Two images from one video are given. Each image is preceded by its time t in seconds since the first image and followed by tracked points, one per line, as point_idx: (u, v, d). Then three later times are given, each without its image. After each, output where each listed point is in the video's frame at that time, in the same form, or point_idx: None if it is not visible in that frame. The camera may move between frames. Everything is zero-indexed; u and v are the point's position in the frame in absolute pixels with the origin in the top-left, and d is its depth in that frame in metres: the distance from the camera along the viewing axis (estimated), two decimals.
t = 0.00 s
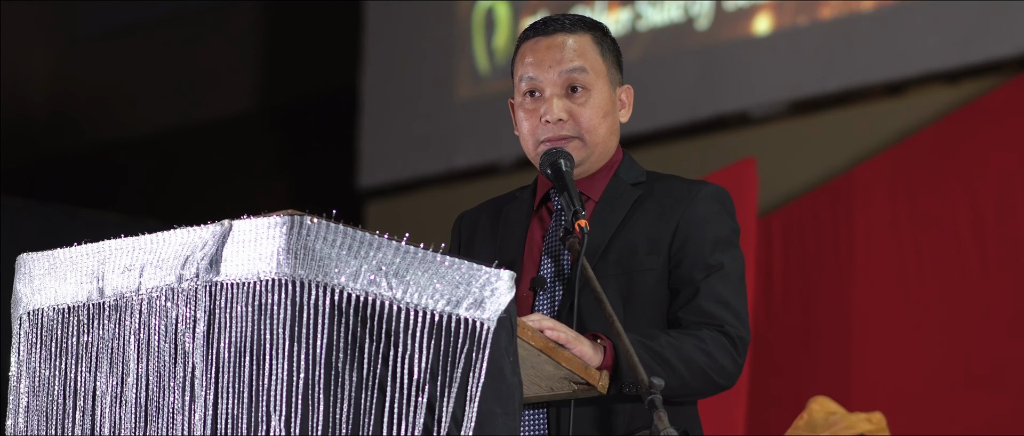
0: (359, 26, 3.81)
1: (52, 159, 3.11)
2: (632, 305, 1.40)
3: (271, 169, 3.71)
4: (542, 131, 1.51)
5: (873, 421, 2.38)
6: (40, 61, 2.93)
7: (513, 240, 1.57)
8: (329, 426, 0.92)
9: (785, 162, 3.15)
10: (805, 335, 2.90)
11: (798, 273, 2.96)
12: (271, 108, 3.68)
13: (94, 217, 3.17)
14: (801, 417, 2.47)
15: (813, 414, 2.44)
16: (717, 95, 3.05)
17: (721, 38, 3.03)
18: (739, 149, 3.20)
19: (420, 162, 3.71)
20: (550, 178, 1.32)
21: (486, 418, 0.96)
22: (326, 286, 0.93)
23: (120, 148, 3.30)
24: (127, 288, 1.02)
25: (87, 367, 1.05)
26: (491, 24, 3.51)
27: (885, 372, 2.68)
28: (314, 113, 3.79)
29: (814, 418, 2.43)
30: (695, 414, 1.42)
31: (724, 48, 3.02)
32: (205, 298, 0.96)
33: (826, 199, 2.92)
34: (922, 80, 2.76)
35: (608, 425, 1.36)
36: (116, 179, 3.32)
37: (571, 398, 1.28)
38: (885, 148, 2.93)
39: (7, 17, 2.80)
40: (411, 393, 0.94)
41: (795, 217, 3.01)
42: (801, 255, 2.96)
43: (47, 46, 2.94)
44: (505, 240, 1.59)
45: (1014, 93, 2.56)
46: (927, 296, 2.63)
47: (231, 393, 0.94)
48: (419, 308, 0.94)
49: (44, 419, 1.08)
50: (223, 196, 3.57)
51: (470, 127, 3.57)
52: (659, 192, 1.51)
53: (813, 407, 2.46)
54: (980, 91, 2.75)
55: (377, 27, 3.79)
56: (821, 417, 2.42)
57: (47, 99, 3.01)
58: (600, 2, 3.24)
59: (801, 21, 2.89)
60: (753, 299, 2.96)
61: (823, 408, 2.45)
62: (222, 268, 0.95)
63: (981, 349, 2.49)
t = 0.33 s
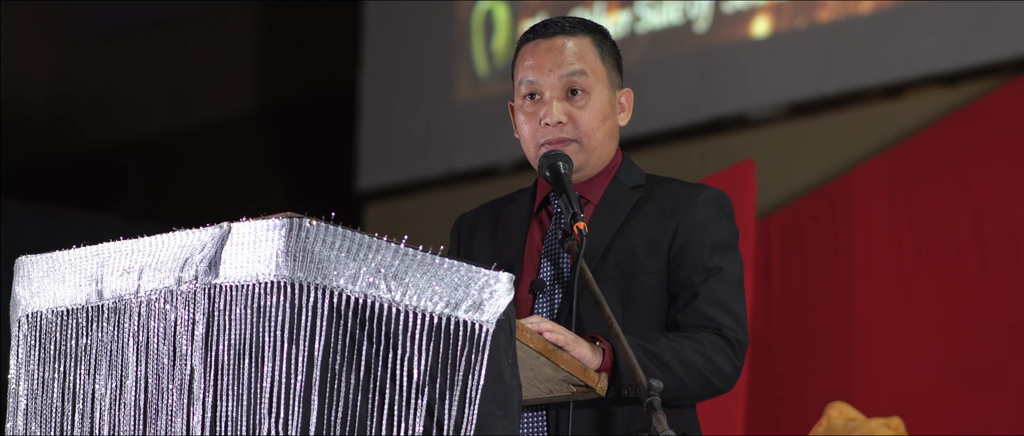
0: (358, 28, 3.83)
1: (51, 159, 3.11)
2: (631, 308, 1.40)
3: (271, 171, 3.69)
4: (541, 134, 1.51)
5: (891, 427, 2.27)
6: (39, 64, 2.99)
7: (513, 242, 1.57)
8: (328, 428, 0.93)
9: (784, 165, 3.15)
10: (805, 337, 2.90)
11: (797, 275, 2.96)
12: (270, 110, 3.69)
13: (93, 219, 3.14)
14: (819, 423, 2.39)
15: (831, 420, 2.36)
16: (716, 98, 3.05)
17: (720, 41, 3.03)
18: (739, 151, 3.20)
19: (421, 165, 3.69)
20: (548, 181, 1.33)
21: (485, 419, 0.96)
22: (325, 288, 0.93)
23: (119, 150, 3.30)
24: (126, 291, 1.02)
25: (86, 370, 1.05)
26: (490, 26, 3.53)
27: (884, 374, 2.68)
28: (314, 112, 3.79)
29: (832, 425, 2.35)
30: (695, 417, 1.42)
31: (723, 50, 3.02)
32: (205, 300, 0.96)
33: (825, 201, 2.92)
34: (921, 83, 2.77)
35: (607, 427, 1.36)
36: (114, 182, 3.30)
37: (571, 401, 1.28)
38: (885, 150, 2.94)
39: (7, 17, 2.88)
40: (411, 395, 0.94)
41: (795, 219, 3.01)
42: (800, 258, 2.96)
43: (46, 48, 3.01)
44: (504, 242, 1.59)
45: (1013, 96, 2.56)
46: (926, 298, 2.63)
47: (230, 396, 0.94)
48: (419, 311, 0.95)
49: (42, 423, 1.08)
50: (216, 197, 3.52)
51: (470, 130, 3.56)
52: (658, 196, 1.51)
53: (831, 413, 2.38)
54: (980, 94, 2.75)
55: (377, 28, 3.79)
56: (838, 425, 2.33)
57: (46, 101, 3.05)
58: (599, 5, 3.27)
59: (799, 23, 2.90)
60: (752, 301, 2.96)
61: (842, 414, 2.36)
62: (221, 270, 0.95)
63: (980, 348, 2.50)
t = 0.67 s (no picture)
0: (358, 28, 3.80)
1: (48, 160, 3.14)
2: (631, 310, 1.40)
3: (269, 174, 3.63)
4: (543, 138, 1.51)
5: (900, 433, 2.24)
6: (39, 67, 3.04)
7: (512, 244, 1.58)
8: (328, 431, 0.93)
9: (783, 166, 3.15)
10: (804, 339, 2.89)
11: (796, 276, 2.96)
12: (270, 111, 3.64)
13: (92, 221, 3.12)
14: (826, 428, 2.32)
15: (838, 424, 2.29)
16: (715, 100, 3.06)
17: (720, 43, 3.03)
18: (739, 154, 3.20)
19: (420, 167, 3.71)
20: (548, 183, 1.33)
21: (485, 421, 0.96)
22: (325, 291, 0.93)
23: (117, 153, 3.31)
24: (126, 294, 1.02)
25: (86, 372, 1.05)
26: (490, 28, 3.54)
27: (885, 375, 2.68)
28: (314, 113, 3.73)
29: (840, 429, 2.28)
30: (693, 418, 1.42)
31: (723, 53, 3.02)
32: (205, 302, 0.96)
33: (825, 202, 2.92)
34: (921, 85, 2.77)
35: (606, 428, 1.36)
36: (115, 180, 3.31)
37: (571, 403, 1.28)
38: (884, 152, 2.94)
39: (6, 20, 2.93)
40: (411, 397, 0.94)
41: (795, 221, 3.00)
42: (800, 259, 2.96)
43: (44, 50, 3.05)
44: (503, 244, 1.59)
45: (1013, 98, 2.57)
46: (926, 300, 2.63)
47: (230, 397, 0.94)
48: (418, 313, 0.95)
49: (41, 425, 1.08)
50: (221, 195, 3.51)
51: (469, 131, 3.58)
52: (657, 197, 1.52)
53: (839, 418, 2.31)
54: (979, 96, 2.76)
55: (376, 29, 3.78)
56: (846, 430, 2.27)
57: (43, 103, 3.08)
58: (598, 7, 3.26)
59: (799, 26, 2.89)
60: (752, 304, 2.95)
61: (851, 420, 2.29)
62: (221, 273, 0.95)
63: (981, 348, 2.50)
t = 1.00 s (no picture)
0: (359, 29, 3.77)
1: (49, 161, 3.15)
2: (629, 309, 1.40)
3: (269, 174, 3.63)
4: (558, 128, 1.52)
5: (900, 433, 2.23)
6: (40, 69, 3.04)
7: (506, 245, 1.58)
8: (329, 431, 0.93)
9: (783, 167, 3.16)
10: (805, 339, 2.89)
11: (797, 277, 2.96)
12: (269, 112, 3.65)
13: (93, 222, 3.11)
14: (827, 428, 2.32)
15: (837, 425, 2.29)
16: (716, 101, 3.06)
17: (721, 43, 3.03)
18: (739, 154, 3.21)
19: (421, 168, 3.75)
20: (549, 183, 1.33)
21: (486, 422, 0.96)
22: (325, 291, 0.93)
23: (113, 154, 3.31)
24: (126, 294, 1.02)
25: (86, 372, 1.05)
26: (491, 28, 3.55)
27: (885, 376, 2.68)
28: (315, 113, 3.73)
29: (840, 430, 2.28)
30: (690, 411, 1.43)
31: (724, 52, 3.02)
32: (205, 303, 0.96)
33: (825, 204, 2.93)
34: (922, 85, 2.77)
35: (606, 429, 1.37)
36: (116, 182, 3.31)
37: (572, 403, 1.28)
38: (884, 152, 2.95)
39: (8, 23, 2.93)
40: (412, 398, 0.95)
41: (795, 221, 3.01)
42: (800, 259, 2.96)
43: (46, 53, 3.06)
44: (495, 246, 1.60)
45: (1014, 98, 2.57)
46: (927, 301, 2.63)
47: (231, 397, 0.94)
48: (419, 313, 0.95)
49: (43, 424, 1.08)
50: (223, 193, 3.50)
51: (464, 138, 3.62)
52: (652, 197, 1.53)
53: (839, 418, 2.31)
54: (979, 96, 2.76)
55: (378, 30, 3.77)
56: (845, 430, 2.27)
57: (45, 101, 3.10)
58: (600, 7, 3.25)
59: (801, 26, 2.89)
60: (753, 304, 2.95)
61: (851, 420, 2.29)
62: (222, 273, 0.95)
63: (982, 347, 2.50)
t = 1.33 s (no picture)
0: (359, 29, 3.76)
1: (45, 155, 3.17)
2: (621, 307, 1.40)
3: (269, 175, 3.65)
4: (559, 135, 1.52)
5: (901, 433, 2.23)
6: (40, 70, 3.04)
7: (490, 246, 1.57)
8: (329, 432, 0.93)
9: (781, 167, 3.16)
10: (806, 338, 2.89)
11: (798, 277, 2.95)
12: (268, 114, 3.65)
13: (93, 221, 3.10)
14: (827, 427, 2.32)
15: (838, 426, 2.29)
16: (717, 100, 3.05)
17: (721, 43, 3.03)
18: (739, 154, 3.21)
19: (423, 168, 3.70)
20: (550, 183, 1.33)
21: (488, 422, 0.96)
22: (325, 291, 0.93)
23: (105, 156, 3.33)
24: (126, 293, 1.02)
25: (87, 371, 1.05)
26: (490, 28, 3.50)
27: (886, 376, 2.67)
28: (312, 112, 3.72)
29: (841, 430, 2.28)
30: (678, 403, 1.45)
31: (724, 52, 3.02)
32: (205, 302, 0.96)
33: (825, 203, 2.92)
34: (923, 84, 2.76)
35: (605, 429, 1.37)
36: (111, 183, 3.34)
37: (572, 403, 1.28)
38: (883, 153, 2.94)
39: (7, 24, 2.92)
40: (414, 397, 0.94)
41: (795, 221, 3.01)
42: (799, 259, 2.96)
43: (47, 53, 3.05)
44: (478, 248, 1.59)
45: (1014, 98, 2.56)
46: (928, 301, 2.62)
47: (231, 396, 0.94)
48: (419, 313, 0.95)
49: (44, 424, 1.08)
50: (220, 193, 3.51)
51: (464, 132, 3.59)
52: (639, 197, 1.54)
53: (841, 417, 2.31)
54: (979, 96, 2.76)
55: (376, 30, 3.76)
56: (846, 431, 2.26)
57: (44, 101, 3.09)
58: (600, 7, 3.25)
59: (801, 26, 2.89)
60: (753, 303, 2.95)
61: (853, 419, 2.29)
62: (222, 272, 0.95)
63: (984, 345, 2.49)
